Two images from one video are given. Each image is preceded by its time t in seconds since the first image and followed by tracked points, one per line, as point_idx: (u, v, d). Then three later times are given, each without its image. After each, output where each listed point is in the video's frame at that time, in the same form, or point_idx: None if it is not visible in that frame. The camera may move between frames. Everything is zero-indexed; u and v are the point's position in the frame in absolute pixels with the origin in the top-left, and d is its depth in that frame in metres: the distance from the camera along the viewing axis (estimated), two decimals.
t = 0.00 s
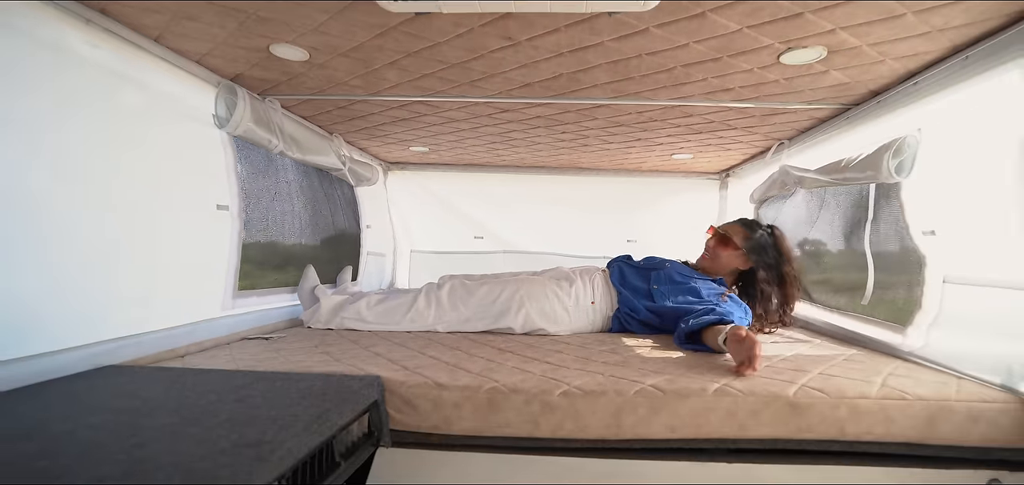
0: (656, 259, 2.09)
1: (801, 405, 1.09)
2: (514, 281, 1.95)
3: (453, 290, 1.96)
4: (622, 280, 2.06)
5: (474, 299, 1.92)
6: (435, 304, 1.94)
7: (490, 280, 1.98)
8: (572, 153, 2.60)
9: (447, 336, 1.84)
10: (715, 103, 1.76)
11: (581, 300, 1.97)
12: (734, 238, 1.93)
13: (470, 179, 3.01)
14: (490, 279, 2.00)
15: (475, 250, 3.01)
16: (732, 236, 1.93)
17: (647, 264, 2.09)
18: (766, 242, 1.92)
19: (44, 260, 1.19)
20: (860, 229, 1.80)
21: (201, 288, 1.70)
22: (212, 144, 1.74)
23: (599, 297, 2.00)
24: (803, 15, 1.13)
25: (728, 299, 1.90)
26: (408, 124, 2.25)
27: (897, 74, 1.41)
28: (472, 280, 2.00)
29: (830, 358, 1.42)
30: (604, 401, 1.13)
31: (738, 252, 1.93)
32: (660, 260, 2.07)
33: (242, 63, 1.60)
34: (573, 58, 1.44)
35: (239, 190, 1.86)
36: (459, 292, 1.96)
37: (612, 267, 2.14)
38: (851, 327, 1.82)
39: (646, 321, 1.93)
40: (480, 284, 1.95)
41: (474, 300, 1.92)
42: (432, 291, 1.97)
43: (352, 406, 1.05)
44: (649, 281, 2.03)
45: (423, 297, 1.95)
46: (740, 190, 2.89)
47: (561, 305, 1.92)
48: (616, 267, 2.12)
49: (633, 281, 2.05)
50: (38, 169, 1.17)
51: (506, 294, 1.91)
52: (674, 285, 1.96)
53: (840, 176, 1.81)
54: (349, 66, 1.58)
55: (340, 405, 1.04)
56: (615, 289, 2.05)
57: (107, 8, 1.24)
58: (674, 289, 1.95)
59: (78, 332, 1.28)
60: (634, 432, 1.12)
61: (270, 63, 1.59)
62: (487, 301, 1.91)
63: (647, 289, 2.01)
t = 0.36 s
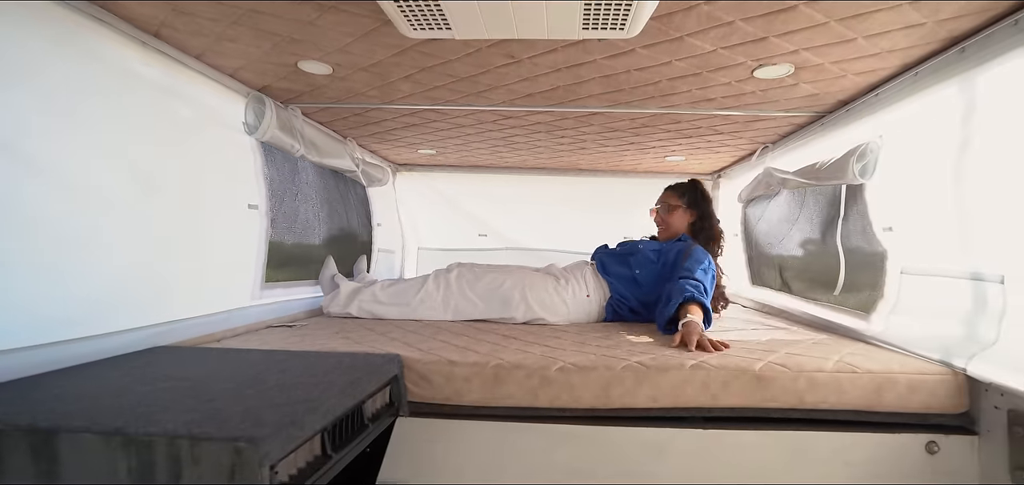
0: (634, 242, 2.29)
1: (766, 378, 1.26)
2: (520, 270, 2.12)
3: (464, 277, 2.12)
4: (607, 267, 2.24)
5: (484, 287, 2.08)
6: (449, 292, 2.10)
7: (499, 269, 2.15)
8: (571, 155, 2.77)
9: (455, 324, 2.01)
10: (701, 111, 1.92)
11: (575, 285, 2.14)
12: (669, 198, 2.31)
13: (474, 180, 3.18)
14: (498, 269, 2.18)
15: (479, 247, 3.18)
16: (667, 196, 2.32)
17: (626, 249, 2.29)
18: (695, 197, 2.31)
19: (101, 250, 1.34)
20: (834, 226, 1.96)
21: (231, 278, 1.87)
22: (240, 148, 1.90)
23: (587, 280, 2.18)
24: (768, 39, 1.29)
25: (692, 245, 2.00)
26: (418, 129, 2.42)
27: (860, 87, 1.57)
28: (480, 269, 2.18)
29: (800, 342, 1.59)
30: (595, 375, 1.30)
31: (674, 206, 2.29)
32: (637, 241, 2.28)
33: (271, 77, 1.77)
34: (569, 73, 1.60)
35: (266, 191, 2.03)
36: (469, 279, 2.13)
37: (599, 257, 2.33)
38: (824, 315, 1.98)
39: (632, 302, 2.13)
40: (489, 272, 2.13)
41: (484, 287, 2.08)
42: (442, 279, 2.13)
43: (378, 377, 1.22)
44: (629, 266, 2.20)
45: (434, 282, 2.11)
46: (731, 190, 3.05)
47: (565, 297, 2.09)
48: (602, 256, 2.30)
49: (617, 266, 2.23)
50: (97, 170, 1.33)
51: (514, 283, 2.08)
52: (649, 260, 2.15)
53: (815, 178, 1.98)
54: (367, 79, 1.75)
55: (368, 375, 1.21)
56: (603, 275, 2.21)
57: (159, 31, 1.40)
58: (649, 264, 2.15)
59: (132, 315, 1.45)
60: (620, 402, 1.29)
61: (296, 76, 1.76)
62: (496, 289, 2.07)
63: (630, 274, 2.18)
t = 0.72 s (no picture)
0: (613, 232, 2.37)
1: (745, 365, 1.37)
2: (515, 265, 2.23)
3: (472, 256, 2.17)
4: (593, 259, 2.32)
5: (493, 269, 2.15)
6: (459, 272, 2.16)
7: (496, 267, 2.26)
8: (570, 157, 2.88)
9: (459, 318, 2.13)
10: (691, 116, 2.03)
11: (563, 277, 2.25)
12: (649, 181, 2.24)
13: (476, 180, 3.29)
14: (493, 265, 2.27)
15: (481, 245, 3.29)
16: (646, 178, 2.25)
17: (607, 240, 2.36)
18: (677, 178, 2.25)
19: (139, 249, 1.46)
20: (817, 225, 2.08)
21: (250, 273, 1.99)
22: (256, 152, 2.02)
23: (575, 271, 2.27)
24: (748, 53, 1.40)
25: (672, 234, 2.12)
26: (423, 132, 2.53)
27: (838, 95, 1.68)
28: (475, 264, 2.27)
29: (782, 333, 1.70)
30: (588, 362, 1.41)
31: (654, 190, 2.23)
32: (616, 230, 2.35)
33: (285, 86, 1.88)
34: (566, 82, 1.71)
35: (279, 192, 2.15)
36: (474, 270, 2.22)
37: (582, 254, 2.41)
38: (807, 309, 2.10)
39: (625, 293, 2.24)
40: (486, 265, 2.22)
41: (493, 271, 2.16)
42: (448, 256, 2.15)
43: (390, 363, 1.34)
44: (609, 260, 2.28)
45: (445, 262, 2.12)
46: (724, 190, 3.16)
47: (566, 292, 2.20)
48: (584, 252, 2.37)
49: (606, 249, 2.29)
50: (136, 176, 1.45)
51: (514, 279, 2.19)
52: (630, 252, 2.23)
53: (800, 179, 2.09)
54: (376, 87, 1.86)
55: (381, 361, 1.33)
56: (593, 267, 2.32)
57: (186, 47, 1.52)
58: (630, 258, 2.22)
59: (167, 309, 1.57)
60: (612, 387, 1.40)
61: (309, 85, 1.87)
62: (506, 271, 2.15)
63: (613, 269, 2.26)
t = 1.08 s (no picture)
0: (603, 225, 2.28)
1: (738, 357, 1.43)
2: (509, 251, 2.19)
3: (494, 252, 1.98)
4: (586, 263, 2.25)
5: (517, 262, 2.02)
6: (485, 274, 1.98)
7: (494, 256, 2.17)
8: (571, 156, 2.93)
9: (462, 314, 2.19)
10: (689, 117, 2.09)
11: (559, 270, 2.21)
12: (659, 168, 2.08)
13: (479, 180, 3.35)
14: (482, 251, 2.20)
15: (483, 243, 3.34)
16: (655, 165, 2.08)
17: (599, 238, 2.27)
18: (685, 167, 2.14)
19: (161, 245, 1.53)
20: (811, 224, 2.14)
21: (259, 270, 2.04)
22: (267, 151, 2.09)
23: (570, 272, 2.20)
24: (741, 58, 1.46)
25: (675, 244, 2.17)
26: (428, 133, 2.58)
27: (830, 97, 1.74)
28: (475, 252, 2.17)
29: (776, 327, 1.75)
30: (588, 354, 1.47)
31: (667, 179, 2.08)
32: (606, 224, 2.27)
33: (296, 89, 1.94)
34: (567, 85, 1.77)
35: (289, 190, 2.21)
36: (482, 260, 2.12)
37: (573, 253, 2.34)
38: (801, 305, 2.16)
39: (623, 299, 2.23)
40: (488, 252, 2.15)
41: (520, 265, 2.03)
42: (480, 252, 1.96)
43: (399, 354, 1.40)
44: (608, 268, 2.22)
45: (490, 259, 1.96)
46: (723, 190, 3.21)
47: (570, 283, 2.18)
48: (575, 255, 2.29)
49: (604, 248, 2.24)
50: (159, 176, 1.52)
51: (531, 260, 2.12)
52: (629, 258, 2.20)
53: (794, 179, 2.15)
54: (383, 90, 1.92)
55: (390, 352, 1.39)
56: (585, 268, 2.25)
57: (203, 52, 1.58)
58: (628, 264, 2.19)
59: (184, 305, 1.63)
60: (610, 378, 1.46)
61: (318, 88, 1.93)
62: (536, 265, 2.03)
63: (608, 275, 2.21)
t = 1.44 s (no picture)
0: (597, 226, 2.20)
1: (734, 355, 1.48)
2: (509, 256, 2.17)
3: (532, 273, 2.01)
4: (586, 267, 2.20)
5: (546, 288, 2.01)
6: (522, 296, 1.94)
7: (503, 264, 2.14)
8: (574, 158, 2.98)
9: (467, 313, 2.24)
10: (688, 121, 2.14)
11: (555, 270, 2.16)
12: (659, 168, 1.97)
13: (482, 181, 3.39)
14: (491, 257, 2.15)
15: (486, 243, 3.40)
16: (655, 164, 1.97)
17: (596, 244, 2.19)
18: (683, 166, 2.03)
19: (179, 247, 1.58)
20: (806, 225, 2.19)
21: (269, 271, 2.09)
22: (278, 155, 2.15)
23: (566, 276, 2.15)
24: (737, 65, 1.51)
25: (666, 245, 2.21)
26: (433, 136, 2.63)
27: (826, 102, 1.78)
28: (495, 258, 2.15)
29: (772, 326, 1.80)
30: (589, 353, 1.52)
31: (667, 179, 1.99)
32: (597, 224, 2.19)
33: (305, 94, 1.99)
34: (569, 91, 1.82)
35: (298, 192, 2.27)
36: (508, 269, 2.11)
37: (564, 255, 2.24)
38: (795, 304, 2.21)
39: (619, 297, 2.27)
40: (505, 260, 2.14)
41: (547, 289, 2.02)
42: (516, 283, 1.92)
43: (408, 352, 1.45)
44: (605, 271, 2.20)
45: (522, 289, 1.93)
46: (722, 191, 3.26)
47: (567, 281, 2.14)
48: (569, 260, 2.21)
49: (603, 256, 2.20)
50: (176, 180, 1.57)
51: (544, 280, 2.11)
52: (626, 261, 2.20)
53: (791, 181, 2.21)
54: (390, 95, 1.96)
55: (400, 350, 1.44)
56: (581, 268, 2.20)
57: (216, 59, 1.64)
58: (626, 266, 2.20)
59: (200, 305, 1.68)
60: (610, 375, 1.51)
61: (326, 93, 1.98)
62: (562, 295, 2.03)
63: (607, 279, 2.20)
